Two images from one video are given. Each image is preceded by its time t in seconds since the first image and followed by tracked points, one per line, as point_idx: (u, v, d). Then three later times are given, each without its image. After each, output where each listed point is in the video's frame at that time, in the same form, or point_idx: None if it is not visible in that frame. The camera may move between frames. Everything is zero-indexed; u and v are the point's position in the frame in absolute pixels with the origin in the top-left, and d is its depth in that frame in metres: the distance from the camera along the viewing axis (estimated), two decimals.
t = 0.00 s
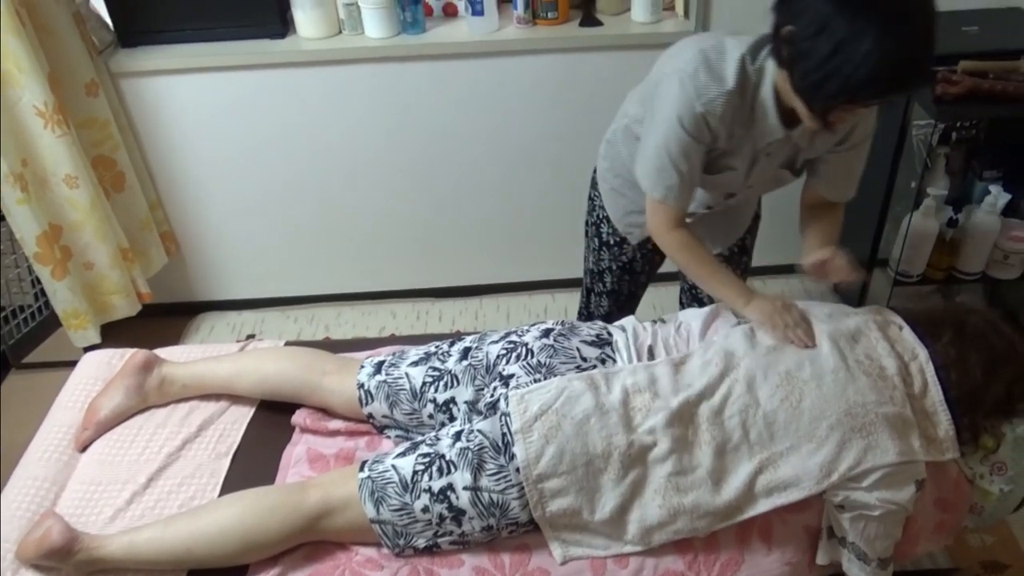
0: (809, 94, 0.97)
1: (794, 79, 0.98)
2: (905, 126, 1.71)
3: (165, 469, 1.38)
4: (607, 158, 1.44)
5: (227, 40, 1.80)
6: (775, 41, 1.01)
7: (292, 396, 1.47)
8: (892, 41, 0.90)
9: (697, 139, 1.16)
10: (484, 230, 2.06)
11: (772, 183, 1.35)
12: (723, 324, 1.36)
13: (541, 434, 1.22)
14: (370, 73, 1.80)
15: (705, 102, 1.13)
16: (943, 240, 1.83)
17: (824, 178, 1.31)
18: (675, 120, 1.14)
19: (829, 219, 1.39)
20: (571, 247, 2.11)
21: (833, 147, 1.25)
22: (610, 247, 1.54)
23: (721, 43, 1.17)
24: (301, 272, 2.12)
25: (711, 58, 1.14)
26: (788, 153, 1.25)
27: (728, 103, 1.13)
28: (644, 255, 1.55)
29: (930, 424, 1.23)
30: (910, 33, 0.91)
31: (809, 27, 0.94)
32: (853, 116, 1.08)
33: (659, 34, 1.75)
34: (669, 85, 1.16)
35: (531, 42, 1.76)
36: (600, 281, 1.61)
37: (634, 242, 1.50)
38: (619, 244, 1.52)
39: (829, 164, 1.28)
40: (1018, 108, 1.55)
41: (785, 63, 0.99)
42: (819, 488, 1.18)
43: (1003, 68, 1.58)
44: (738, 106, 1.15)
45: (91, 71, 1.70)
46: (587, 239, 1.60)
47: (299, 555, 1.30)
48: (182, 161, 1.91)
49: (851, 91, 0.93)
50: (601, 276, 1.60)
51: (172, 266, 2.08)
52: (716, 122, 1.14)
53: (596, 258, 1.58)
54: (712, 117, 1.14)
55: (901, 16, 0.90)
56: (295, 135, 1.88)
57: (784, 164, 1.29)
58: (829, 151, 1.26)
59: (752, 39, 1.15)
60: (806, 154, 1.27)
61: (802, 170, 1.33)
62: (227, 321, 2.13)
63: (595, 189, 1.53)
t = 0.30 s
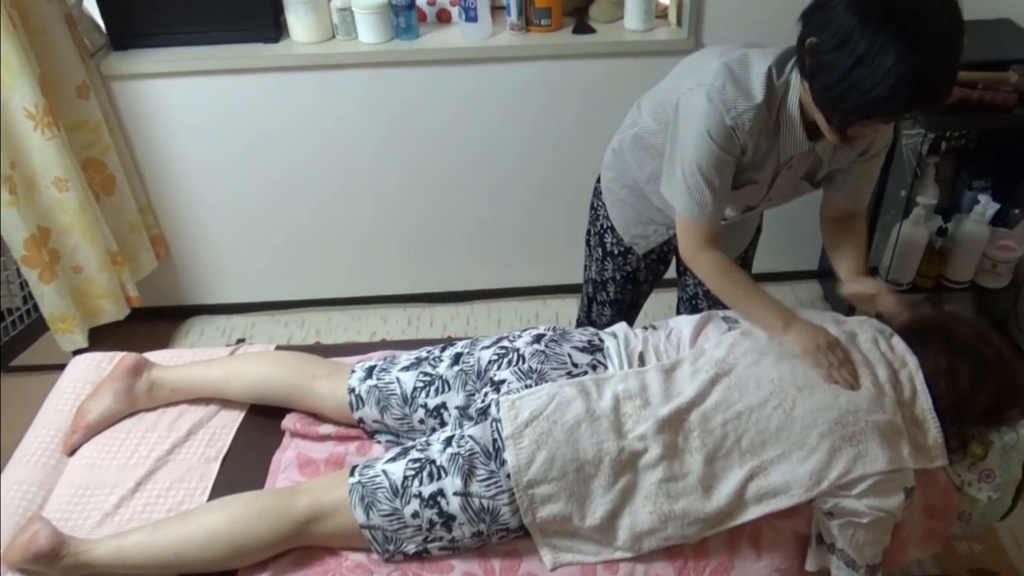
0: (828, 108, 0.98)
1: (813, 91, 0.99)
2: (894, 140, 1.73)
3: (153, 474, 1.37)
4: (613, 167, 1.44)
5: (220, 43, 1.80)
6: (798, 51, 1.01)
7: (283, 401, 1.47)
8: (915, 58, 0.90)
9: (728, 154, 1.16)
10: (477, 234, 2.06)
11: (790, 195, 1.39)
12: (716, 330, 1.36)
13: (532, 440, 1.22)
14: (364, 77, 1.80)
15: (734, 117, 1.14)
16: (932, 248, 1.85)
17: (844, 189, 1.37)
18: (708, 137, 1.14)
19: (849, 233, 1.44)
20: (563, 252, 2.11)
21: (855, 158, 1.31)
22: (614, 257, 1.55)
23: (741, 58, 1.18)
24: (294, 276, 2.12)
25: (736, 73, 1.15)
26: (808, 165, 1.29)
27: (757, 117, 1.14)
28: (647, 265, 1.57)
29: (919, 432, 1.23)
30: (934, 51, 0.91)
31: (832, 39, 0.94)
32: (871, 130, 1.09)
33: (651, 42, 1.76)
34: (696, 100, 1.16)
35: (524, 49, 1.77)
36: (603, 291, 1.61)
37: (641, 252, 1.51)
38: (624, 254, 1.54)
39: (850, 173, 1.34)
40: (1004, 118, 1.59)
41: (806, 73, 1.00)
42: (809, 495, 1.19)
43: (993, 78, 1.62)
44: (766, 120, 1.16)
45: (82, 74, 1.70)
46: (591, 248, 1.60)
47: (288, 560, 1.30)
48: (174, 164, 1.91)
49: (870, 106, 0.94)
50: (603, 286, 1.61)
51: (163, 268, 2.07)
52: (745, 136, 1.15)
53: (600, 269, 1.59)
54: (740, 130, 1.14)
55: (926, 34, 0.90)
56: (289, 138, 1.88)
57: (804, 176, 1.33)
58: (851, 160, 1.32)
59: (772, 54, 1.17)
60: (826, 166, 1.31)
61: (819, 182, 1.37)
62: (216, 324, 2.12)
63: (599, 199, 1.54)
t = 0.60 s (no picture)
0: (811, 110, 0.99)
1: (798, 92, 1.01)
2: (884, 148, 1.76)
3: (143, 478, 1.37)
4: (616, 171, 1.45)
5: (213, 47, 1.81)
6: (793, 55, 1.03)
7: (274, 404, 1.47)
8: (897, 67, 0.90)
9: (722, 160, 1.16)
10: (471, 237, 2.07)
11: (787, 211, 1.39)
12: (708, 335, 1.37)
13: (524, 444, 1.22)
14: (357, 81, 1.81)
15: (729, 124, 1.14)
16: (921, 255, 1.89)
17: (851, 207, 1.34)
18: (702, 141, 1.14)
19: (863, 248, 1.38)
20: (556, 257, 2.12)
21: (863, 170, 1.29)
22: (611, 259, 1.55)
23: (742, 67, 1.19)
24: (287, 279, 2.12)
25: (735, 81, 1.16)
26: (805, 182, 1.30)
27: (752, 125, 1.14)
28: (645, 269, 1.57)
29: (910, 437, 1.23)
30: (918, 62, 0.90)
31: (819, 41, 0.96)
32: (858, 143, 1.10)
33: (643, 48, 1.77)
34: (694, 107, 1.17)
35: (517, 54, 1.77)
36: (599, 293, 1.62)
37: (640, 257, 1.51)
38: (621, 256, 1.54)
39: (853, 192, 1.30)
40: (991, 125, 1.62)
41: (795, 74, 1.02)
42: (799, 499, 1.19)
43: (981, 86, 1.64)
44: (762, 130, 1.17)
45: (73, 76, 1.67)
46: (589, 250, 1.61)
47: (279, 564, 1.29)
48: (167, 166, 1.91)
49: (847, 111, 0.95)
50: (600, 288, 1.61)
51: (154, 271, 2.06)
52: (740, 144, 1.15)
53: (598, 270, 1.60)
54: (735, 138, 1.14)
55: (911, 44, 0.90)
56: (283, 141, 1.88)
57: (800, 193, 1.33)
58: (859, 175, 1.30)
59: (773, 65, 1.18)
60: (825, 187, 1.31)
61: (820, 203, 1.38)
62: (207, 329, 2.11)
63: (600, 201, 1.54)
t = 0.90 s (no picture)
0: (781, 122, 1.01)
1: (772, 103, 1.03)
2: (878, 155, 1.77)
3: (133, 478, 1.37)
4: (618, 172, 1.45)
5: (207, 47, 1.80)
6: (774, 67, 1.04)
7: (266, 405, 1.47)
8: (863, 85, 0.91)
9: (699, 170, 1.18)
10: (465, 240, 2.07)
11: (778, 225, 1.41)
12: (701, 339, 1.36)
13: (517, 447, 1.22)
14: (353, 83, 1.81)
15: (710, 135, 1.16)
16: (914, 261, 1.89)
17: (833, 226, 1.35)
18: (680, 150, 1.16)
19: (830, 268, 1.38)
20: (551, 260, 2.12)
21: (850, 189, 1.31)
22: (609, 259, 1.55)
23: (732, 78, 1.20)
24: (281, 280, 2.12)
25: (722, 93, 1.17)
26: (793, 196, 1.32)
27: (733, 137, 1.15)
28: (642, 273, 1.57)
29: (901, 443, 1.23)
30: (886, 82, 0.91)
31: (794, 54, 0.97)
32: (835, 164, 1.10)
33: (639, 53, 1.78)
34: (679, 116, 1.19)
35: (512, 58, 1.78)
36: (595, 293, 1.62)
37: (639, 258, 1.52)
38: (619, 258, 1.54)
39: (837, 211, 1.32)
40: (983, 133, 1.63)
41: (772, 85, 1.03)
42: (790, 504, 1.19)
43: (973, 94, 1.65)
44: (744, 142, 1.18)
45: (68, 75, 1.65)
46: (589, 252, 1.61)
47: (269, 566, 1.29)
48: (161, 166, 1.90)
49: (812, 124, 0.96)
50: (596, 288, 1.61)
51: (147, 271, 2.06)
52: (720, 155, 1.17)
53: (595, 270, 1.60)
54: (715, 148, 1.16)
55: (880, 64, 0.91)
56: (277, 141, 1.88)
57: (786, 207, 1.35)
58: (842, 195, 1.32)
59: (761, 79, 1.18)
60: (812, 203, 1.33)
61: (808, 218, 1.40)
62: (198, 330, 2.06)
63: (603, 202, 1.55)
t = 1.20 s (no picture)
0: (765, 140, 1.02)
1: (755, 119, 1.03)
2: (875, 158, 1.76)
3: (125, 479, 1.36)
4: (616, 171, 1.44)
5: (201, 47, 1.80)
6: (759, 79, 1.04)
7: (259, 406, 1.46)
8: (845, 103, 0.92)
9: (681, 175, 1.19)
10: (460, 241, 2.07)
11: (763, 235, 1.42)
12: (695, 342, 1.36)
13: (512, 448, 1.21)
14: (348, 83, 1.81)
15: (694, 141, 1.17)
16: (908, 264, 1.90)
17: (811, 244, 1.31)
18: (662, 154, 1.17)
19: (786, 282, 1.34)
20: (545, 261, 2.12)
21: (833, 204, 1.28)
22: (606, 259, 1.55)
23: (723, 85, 1.20)
24: (275, 280, 2.12)
25: (711, 99, 1.18)
26: (775, 210, 1.33)
27: (716, 146, 1.17)
28: (639, 273, 1.63)
29: (894, 446, 1.24)
30: (868, 100, 0.92)
31: (778, 69, 0.98)
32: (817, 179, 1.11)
33: (634, 55, 1.78)
34: (666, 121, 1.20)
35: (507, 60, 1.78)
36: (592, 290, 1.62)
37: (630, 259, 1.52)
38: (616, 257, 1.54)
39: (818, 223, 1.30)
40: (977, 137, 1.63)
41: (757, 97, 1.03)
42: (783, 506, 1.19)
43: (967, 98, 1.65)
44: (728, 151, 1.20)
45: (60, 75, 1.65)
46: (588, 250, 1.61)
47: (262, 567, 1.29)
48: (155, 166, 1.90)
49: (794, 141, 0.96)
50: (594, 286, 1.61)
51: (140, 271, 2.05)
52: (704, 161, 1.19)
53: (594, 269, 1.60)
54: (698, 156, 1.18)
55: (862, 82, 0.92)
56: (272, 141, 1.88)
57: (770, 218, 1.36)
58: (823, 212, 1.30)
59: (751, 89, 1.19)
60: (794, 215, 1.32)
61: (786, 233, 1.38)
62: (191, 330, 2.10)
63: (603, 201, 1.54)
